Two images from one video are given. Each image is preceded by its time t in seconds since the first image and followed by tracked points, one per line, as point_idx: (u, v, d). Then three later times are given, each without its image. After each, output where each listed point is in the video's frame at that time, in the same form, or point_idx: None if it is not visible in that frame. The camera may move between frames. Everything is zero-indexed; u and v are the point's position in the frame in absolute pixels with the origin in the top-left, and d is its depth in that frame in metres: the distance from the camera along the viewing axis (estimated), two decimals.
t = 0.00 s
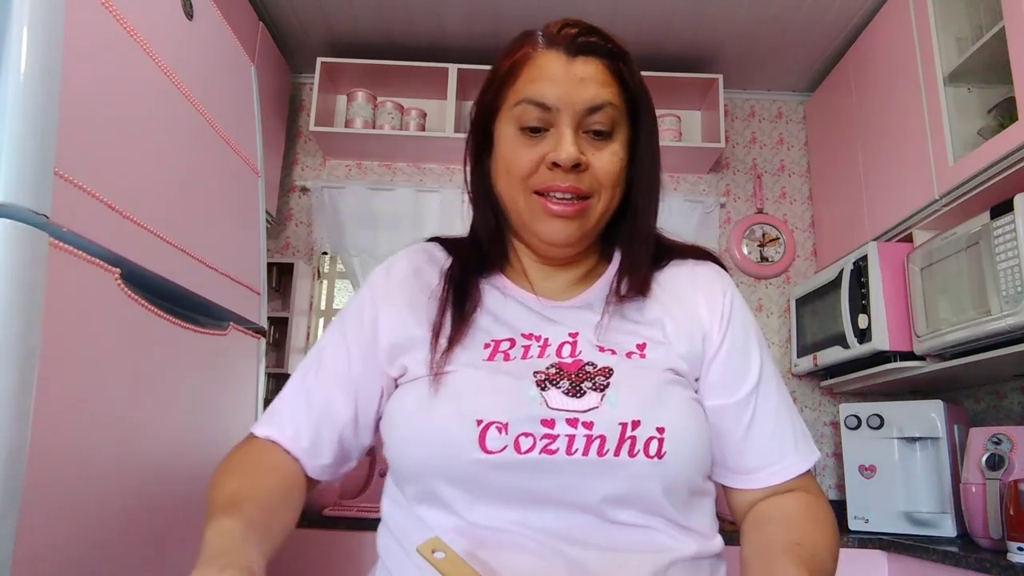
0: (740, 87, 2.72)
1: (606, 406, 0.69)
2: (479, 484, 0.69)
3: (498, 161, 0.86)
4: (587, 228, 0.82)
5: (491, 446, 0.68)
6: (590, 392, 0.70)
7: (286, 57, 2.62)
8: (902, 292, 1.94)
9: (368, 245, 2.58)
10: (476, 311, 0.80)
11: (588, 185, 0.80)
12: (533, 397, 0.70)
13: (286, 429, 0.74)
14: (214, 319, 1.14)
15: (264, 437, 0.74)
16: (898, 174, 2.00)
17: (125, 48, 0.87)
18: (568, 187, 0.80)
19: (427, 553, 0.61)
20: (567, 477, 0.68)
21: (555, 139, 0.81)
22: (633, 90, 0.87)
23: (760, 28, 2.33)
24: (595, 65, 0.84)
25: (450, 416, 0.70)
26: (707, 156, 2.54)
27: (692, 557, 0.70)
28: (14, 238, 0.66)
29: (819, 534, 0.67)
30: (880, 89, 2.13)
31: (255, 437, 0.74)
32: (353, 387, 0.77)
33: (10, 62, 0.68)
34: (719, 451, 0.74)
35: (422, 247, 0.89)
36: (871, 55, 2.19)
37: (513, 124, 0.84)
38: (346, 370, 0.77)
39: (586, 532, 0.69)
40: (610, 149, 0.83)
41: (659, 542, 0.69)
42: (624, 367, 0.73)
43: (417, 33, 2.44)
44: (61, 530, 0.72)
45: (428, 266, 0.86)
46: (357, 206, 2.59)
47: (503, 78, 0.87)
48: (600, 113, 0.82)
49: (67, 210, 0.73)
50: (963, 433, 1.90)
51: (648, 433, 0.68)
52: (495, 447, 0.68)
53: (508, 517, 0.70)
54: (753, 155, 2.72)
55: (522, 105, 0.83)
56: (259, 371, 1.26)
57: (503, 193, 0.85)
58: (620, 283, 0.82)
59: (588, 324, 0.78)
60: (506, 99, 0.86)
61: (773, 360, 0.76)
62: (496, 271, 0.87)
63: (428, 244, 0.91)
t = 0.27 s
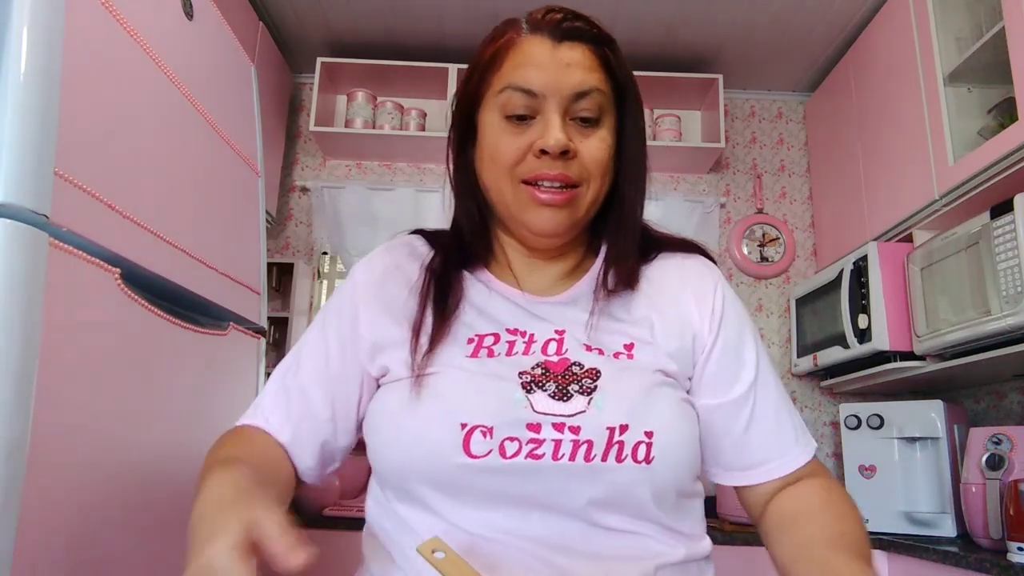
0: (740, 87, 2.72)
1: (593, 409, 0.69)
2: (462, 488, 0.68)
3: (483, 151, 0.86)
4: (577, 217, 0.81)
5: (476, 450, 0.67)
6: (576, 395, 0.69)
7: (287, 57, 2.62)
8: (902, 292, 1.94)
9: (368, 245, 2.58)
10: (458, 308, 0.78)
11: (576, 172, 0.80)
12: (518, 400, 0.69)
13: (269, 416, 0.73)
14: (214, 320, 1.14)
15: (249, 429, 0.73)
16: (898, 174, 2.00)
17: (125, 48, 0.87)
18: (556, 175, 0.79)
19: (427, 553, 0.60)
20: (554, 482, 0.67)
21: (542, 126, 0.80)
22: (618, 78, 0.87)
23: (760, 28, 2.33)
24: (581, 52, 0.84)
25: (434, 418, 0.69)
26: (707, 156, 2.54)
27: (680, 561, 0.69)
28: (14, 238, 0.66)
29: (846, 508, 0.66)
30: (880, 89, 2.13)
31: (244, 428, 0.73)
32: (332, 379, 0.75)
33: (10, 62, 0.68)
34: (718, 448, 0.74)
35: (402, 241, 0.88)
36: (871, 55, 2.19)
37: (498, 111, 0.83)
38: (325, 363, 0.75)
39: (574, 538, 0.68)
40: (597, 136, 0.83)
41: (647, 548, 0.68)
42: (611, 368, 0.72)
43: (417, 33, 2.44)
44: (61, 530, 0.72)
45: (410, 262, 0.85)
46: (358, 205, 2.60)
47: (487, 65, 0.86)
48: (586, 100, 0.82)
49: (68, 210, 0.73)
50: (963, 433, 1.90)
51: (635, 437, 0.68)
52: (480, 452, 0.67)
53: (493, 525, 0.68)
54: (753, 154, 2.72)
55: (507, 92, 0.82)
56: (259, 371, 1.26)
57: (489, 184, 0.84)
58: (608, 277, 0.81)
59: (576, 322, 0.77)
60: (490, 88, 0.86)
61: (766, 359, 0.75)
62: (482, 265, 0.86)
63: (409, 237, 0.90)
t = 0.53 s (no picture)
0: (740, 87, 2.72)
1: (603, 417, 0.68)
2: (471, 493, 0.67)
3: (481, 156, 0.85)
4: (579, 219, 0.80)
5: (485, 457, 0.66)
6: (586, 402, 0.69)
7: (286, 57, 2.62)
8: (901, 292, 1.94)
9: (368, 245, 2.58)
10: (467, 310, 0.78)
11: (573, 173, 0.79)
12: (528, 406, 0.68)
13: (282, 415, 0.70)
14: (214, 320, 1.14)
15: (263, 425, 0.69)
16: (898, 174, 2.00)
17: (125, 47, 0.86)
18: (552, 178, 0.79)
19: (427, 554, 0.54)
20: (564, 490, 0.66)
21: (536, 129, 0.80)
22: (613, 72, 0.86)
23: (760, 28, 2.33)
24: (572, 49, 0.83)
25: (441, 424, 0.67)
26: (707, 156, 2.54)
27: (687, 567, 0.69)
28: (14, 238, 0.66)
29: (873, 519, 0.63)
30: (880, 89, 2.13)
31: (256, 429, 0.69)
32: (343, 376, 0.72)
33: (9, 61, 0.68)
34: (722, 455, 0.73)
35: (404, 235, 0.86)
36: (871, 55, 2.19)
37: (492, 115, 0.83)
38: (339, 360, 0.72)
39: (581, 544, 0.67)
40: (594, 134, 0.82)
41: (655, 554, 0.68)
42: (621, 375, 0.72)
43: (417, 33, 2.44)
44: (61, 528, 0.72)
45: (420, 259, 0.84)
46: (357, 206, 2.60)
47: (479, 68, 0.86)
48: (580, 98, 0.81)
49: (68, 210, 0.73)
50: (963, 433, 1.90)
51: (645, 446, 0.67)
52: (489, 459, 0.66)
53: (499, 529, 0.68)
54: (753, 155, 2.72)
55: (499, 95, 0.82)
56: (259, 370, 1.26)
57: (489, 189, 0.84)
58: (613, 278, 0.82)
59: (583, 326, 0.77)
60: (484, 91, 0.85)
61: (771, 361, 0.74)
62: (489, 265, 0.85)
63: (416, 232, 0.89)
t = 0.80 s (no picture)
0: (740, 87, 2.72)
1: (610, 431, 0.67)
2: (480, 504, 0.68)
3: (496, 155, 0.83)
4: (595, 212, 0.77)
5: (491, 469, 0.67)
6: (594, 414, 0.67)
7: (286, 57, 2.62)
8: (901, 292, 1.94)
9: (368, 245, 2.58)
10: (479, 317, 0.76)
11: (590, 165, 0.75)
12: (534, 418, 0.67)
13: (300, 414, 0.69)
14: (214, 319, 1.15)
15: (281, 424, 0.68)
16: (898, 174, 2.00)
17: (125, 47, 0.86)
18: (568, 171, 0.75)
19: (427, 553, 0.60)
20: (571, 503, 0.65)
21: (550, 122, 0.77)
22: (628, 62, 0.82)
23: (760, 28, 2.33)
24: (586, 40, 0.80)
25: (450, 430, 0.69)
26: (707, 156, 2.54)
27: None
28: (14, 239, 0.66)
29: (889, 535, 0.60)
30: (879, 89, 2.13)
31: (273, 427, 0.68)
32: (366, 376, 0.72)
33: (9, 62, 0.68)
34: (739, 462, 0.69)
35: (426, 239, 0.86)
36: (870, 55, 2.19)
37: (506, 111, 0.80)
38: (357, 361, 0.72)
39: (591, 552, 0.67)
40: (610, 126, 0.78)
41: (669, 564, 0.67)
42: (633, 384, 0.70)
43: (417, 33, 2.44)
44: (61, 528, 0.72)
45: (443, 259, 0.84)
46: (357, 206, 2.60)
47: (493, 65, 0.84)
48: (595, 89, 0.78)
49: (68, 210, 0.73)
50: (963, 433, 1.90)
51: (654, 460, 0.66)
52: (495, 471, 0.66)
53: (512, 534, 0.67)
54: (753, 155, 2.72)
55: (512, 90, 0.80)
56: (259, 370, 1.26)
57: (506, 187, 0.81)
58: (633, 275, 0.79)
59: (599, 330, 0.74)
60: (497, 88, 0.83)
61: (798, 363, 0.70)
62: (510, 267, 0.83)
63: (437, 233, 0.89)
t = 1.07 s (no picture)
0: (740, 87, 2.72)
1: (625, 423, 0.66)
2: (498, 500, 0.67)
3: (512, 158, 0.82)
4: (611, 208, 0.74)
5: (509, 463, 0.67)
6: (609, 406, 0.67)
7: (286, 57, 2.62)
8: (901, 292, 1.94)
9: (368, 245, 2.58)
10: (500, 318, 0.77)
11: (604, 161, 0.72)
12: (550, 412, 0.68)
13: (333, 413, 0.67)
14: (214, 319, 1.15)
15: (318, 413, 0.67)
16: (898, 174, 2.00)
17: (125, 47, 0.86)
18: (581, 167, 0.72)
19: (427, 553, 0.61)
20: (590, 496, 0.65)
21: (563, 119, 0.75)
22: (640, 59, 0.81)
23: (761, 29, 2.33)
24: (597, 38, 0.80)
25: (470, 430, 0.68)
26: (707, 157, 2.54)
27: None
28: (14, 239, 0.66)
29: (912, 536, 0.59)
30: (880, 89, 2.13)
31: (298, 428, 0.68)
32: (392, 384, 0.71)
33: (10, 62, 0.68)
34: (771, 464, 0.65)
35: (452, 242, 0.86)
36: (870, 55, 2.19)
37: (520, 113, 0.79)
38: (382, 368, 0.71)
39: (613, 551, 0.66)
40: (624, 120, 0.76)
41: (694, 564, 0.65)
42: (651, 376, 0.68)
43: (417, 33, 2.44)
44: (62, 527, 0.72)
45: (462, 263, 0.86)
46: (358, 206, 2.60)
47: (507, 69, 0.84)
48: (607, 84, 0.77)
49: (68, 210, 0.73)
50: (963, 433, 1.90)
51: (672, 451, 0.64)
52: (513, 465, 0.66)
53: (533, 535, 0.67)
54: (753, 155, 2.72)
55: (525, 91, 0.79)
56: (259, 370, 1.26)
57: (523, 189, 0.79)
58: (652, 272, 0.76)
59: (617, 322, 0.73)
60: (511, 91, 0.83)
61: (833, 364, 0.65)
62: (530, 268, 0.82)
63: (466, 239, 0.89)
